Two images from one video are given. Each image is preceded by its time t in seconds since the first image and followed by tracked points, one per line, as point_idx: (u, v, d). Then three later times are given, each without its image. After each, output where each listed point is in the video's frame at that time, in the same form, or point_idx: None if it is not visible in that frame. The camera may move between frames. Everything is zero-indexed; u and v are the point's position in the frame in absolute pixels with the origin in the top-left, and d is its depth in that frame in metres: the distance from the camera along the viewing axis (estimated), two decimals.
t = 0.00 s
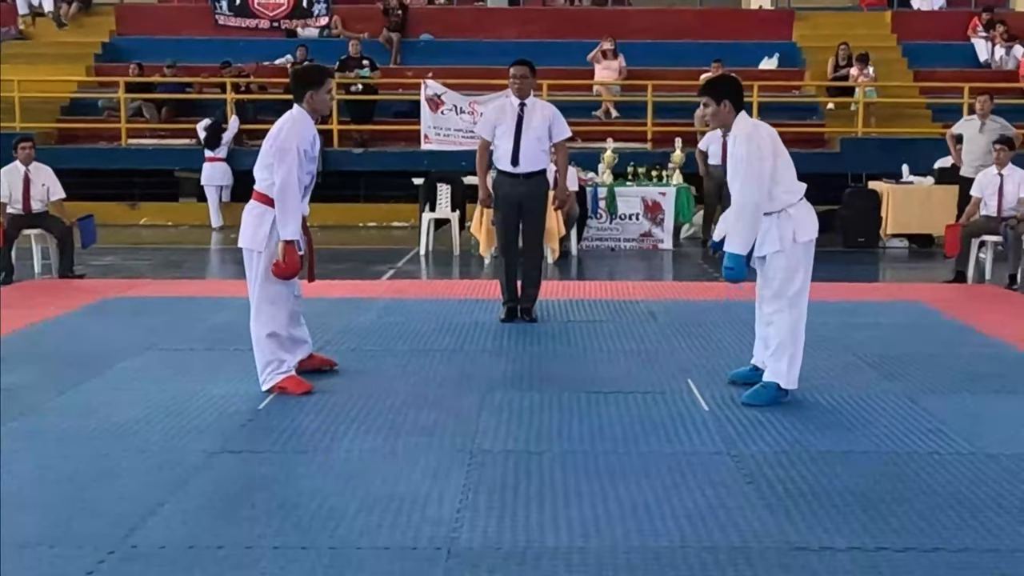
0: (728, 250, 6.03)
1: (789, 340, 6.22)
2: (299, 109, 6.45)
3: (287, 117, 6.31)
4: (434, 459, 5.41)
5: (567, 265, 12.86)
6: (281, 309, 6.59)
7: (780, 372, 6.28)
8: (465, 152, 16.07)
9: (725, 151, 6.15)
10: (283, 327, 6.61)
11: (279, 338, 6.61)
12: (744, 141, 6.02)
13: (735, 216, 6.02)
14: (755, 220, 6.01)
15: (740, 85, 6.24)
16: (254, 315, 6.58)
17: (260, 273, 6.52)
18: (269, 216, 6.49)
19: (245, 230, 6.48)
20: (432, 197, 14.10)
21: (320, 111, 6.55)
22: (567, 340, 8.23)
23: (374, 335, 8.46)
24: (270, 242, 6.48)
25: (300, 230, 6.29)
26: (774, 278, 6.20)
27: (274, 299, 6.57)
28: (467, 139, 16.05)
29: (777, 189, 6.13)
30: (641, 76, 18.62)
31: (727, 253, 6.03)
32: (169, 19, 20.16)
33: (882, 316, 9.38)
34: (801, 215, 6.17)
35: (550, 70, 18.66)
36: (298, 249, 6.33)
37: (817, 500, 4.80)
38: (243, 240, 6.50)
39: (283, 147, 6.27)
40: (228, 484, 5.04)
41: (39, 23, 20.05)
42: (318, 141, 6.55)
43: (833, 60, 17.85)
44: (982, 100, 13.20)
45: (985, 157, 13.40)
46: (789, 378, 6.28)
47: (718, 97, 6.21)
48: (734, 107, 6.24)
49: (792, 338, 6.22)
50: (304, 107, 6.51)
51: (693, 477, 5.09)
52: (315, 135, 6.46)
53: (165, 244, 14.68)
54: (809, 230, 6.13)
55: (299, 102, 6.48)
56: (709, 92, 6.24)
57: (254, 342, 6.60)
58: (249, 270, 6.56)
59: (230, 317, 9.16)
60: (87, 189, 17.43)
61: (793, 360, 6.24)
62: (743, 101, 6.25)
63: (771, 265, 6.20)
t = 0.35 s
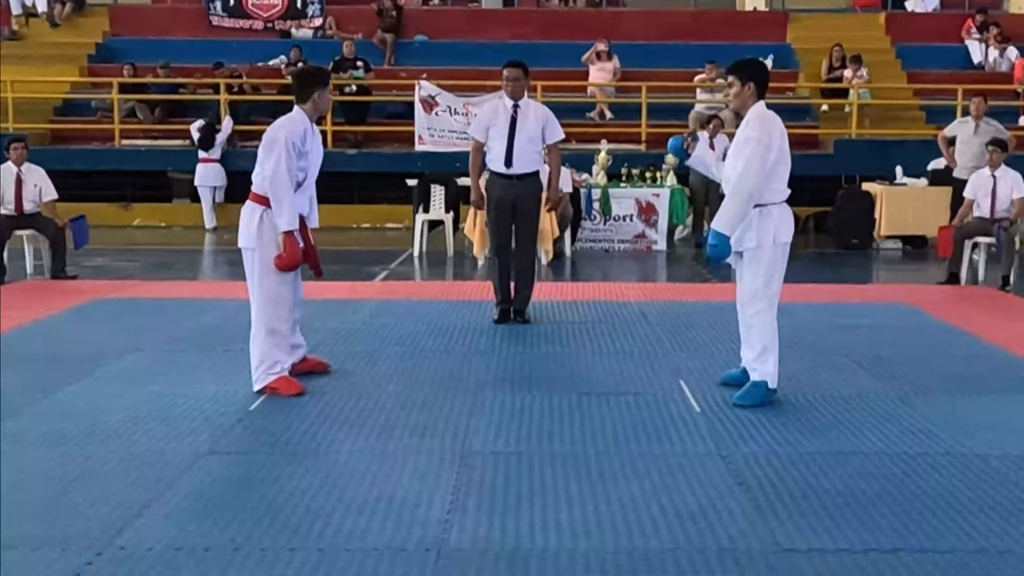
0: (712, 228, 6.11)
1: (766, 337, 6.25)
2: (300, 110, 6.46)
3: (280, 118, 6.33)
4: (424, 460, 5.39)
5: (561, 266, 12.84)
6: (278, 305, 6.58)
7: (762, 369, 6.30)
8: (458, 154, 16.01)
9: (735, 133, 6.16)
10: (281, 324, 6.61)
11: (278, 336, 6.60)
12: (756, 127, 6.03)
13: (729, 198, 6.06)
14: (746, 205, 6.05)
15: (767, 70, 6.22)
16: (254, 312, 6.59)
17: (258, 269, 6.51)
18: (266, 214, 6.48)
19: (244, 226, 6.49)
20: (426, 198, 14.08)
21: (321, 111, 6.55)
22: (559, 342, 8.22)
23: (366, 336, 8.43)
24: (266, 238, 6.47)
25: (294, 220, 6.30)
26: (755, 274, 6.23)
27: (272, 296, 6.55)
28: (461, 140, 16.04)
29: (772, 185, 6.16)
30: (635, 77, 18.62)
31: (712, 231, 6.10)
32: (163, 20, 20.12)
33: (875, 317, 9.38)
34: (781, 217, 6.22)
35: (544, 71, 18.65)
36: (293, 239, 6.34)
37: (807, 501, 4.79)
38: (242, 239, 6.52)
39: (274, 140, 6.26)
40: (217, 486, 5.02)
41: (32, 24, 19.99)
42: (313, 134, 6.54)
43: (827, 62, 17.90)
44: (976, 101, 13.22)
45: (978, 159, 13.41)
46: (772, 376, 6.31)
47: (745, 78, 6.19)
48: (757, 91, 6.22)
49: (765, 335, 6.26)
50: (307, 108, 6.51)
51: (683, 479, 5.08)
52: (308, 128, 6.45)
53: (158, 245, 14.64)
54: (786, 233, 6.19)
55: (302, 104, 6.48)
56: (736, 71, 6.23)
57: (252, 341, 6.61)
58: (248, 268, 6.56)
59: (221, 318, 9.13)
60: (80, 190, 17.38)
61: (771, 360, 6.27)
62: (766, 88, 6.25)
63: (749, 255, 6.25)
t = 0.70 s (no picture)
0: (726, 233, 6.23)
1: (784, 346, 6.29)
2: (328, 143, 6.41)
3: (310, 140, 6.33)
4: (425, 465, 5.36)
5: (557, 268, 12.85)
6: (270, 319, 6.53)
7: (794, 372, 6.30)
8: (452, 156, 16.05)
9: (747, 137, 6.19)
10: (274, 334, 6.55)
11: (269, 344, 6.53)
12: (771, 131, 6.06)
13: (740, 203, 6.14)
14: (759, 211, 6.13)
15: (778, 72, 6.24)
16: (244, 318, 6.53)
17: (247, 277, 6.45)
18: (255, 219, 6.43)
19: (233, 231, 6.43)
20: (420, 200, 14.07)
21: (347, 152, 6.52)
22: (557, 344, 8.19)
23: (362, 339, 8.40)
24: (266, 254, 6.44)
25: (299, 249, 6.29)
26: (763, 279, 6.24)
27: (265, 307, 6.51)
28: (455, 142, 16.02)
29: (783, 190, 6.16)
30: (629, 79, 18.63)
31: (727, 237, 6.22)
32: (155, 21, 20.07)
33: (871, 320, 9.39)
34: (786, 221, 6.21)
35: (538, 73, 18.65)
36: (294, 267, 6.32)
37: (812, 505, 4.78)
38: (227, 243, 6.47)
39: (298, 165, 6.25)
40: (217, 491, 4.98)
41: (24, 25, 19.93)
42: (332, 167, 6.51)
43: (820, 64, 17.90)
44: (968, 104, 13.27)
45: (971, 162, 13.44)
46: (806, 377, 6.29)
47: (755, 81, 6.21)
48: (770, 96, 6.24)
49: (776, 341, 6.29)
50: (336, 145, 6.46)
51: (686, 483, 5.06)
52: (331, 161, 6.44)
53: (151, 247, 14.58)
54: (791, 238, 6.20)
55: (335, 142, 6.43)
56: (748, 74, 6.24)
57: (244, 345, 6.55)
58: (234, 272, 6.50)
59: (217, 320, 9.09)
60: (72, 191, 17.31)
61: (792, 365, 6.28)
62: (777, 90, 6.25)
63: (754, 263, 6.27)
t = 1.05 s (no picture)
0: (769, 238, 6.16)
1: (812, 347, 6.30)
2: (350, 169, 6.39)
3: (338, 164, 6.36)
4: (442, 463, 5.33)
5: (562, 263, 12.82)
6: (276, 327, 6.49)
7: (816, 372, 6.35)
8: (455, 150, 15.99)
9: (778, 135, 6.19)
10: (280, 340, 6.52)
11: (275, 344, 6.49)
12: (805, 129, 6.07)
13: (785, 205, 6.11)
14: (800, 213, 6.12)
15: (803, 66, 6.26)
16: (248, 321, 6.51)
17: (249, 279, 6.42)
18: (253, 221, 6.42)
19: (232, 234, 6.38)
20: (425, 195, 14.05)
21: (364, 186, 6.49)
22: (567, 340, 8.16)
23: (370, 335, 8.36)
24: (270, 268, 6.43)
25: (305, 273, 6.32)
26: (802, 278, 6.26)
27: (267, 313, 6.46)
28: (459, 136, 16.00)
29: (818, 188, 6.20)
30: (632, 73, 18.59)
31: (769, 241, 6.14)
32: (155, 15, 20.01)
33: (880, 315, 9.37)
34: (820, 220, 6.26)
35: (541, 67, 18.60)
36: (296, 288, 6.35)
37: (832, 503, 4.76)
38: (224, 236, 6.42)
39: (323, 191, 6.31)
40: (232, 491, 4.96)
41: (24, 19, 19.84)
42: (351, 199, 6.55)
43: (823, 58, 17.73)
44: (972, 98, 13.17)
45: (975, 156, 13.39)
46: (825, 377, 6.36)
47: (779, 78, 6.22)
48: (794, 90, 6.25)
49: (810, 342, 6.29)
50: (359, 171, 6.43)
51: (704, 481, 5.03)
52: (352, 194, 6.49)
53: (154, 242, 14.54)
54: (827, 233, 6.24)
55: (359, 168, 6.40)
56: (770, 71, 6.24)
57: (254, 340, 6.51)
58: (237, 275, 6.45)
59: (225, 317, 9.06)
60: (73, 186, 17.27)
61: (817, 363, 6.32)
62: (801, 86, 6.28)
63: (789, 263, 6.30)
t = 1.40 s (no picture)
0: (818, 249, 6.10)
1: (827, 343, 6.29)
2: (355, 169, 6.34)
3: (343, 163, 6.30)
4: (452, 461, 5.32)
5: (567, 259, 12.80)
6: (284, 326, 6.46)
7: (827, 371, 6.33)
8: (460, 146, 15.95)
9: (796, 134, 6.19)
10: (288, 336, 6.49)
11: (284, 341, 6.47)
12: (827, 130, 6.06)
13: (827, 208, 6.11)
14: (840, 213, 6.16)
15: (818, 64, 6.24)
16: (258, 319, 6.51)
17: (254, 275, 6.41)
18: (259, 219, 6.41)
19: (240, 233, 6.38)
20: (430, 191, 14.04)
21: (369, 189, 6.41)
22: (576, 337, 8.14)
23: (377, 332, 8.34)
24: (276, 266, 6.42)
25: (309, 270, 6.28)
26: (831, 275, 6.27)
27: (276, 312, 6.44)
28: (463, 132, 15.97)
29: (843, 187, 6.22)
30: (636, 68, 18.54)
31: (820, 249, 6.09)
32: (159, 11, 19.98)
33: (888, 312, 9.33)
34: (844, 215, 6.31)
35: (545, 62, 18.56)
36: (301, 286, 6.31)
37: (845, 501, 4.74)
38: (231, 235, 6.43)
39: (325, 188, 6.25)
40: (241, 489, 4.94)
41: (29, 14, 19.82)
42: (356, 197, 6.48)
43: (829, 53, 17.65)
44: (978, 93, 13.13)
45: (982, 152, 13.35)
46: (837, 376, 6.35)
47: (797, 75, 6.24)
48: (811, 87, 6.23)
49: (827, 339, 6.28)
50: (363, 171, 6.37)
51: (715, 479, 5.02)
52: (356, 192, 6.41)
53: (158, 238, 14.52)
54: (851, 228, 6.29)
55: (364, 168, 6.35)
56: (788, 69, 6.28)
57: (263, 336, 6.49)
58: (248, 275, 6.44)
59: (232, 313, 9.05)
60: (77, 182, 17.24)
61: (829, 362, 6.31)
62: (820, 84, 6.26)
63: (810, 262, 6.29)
